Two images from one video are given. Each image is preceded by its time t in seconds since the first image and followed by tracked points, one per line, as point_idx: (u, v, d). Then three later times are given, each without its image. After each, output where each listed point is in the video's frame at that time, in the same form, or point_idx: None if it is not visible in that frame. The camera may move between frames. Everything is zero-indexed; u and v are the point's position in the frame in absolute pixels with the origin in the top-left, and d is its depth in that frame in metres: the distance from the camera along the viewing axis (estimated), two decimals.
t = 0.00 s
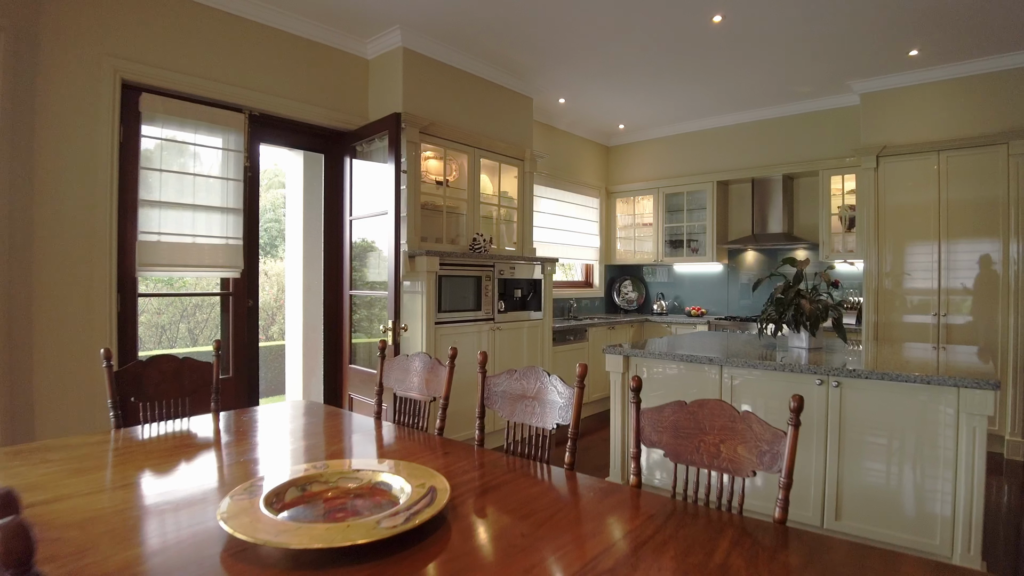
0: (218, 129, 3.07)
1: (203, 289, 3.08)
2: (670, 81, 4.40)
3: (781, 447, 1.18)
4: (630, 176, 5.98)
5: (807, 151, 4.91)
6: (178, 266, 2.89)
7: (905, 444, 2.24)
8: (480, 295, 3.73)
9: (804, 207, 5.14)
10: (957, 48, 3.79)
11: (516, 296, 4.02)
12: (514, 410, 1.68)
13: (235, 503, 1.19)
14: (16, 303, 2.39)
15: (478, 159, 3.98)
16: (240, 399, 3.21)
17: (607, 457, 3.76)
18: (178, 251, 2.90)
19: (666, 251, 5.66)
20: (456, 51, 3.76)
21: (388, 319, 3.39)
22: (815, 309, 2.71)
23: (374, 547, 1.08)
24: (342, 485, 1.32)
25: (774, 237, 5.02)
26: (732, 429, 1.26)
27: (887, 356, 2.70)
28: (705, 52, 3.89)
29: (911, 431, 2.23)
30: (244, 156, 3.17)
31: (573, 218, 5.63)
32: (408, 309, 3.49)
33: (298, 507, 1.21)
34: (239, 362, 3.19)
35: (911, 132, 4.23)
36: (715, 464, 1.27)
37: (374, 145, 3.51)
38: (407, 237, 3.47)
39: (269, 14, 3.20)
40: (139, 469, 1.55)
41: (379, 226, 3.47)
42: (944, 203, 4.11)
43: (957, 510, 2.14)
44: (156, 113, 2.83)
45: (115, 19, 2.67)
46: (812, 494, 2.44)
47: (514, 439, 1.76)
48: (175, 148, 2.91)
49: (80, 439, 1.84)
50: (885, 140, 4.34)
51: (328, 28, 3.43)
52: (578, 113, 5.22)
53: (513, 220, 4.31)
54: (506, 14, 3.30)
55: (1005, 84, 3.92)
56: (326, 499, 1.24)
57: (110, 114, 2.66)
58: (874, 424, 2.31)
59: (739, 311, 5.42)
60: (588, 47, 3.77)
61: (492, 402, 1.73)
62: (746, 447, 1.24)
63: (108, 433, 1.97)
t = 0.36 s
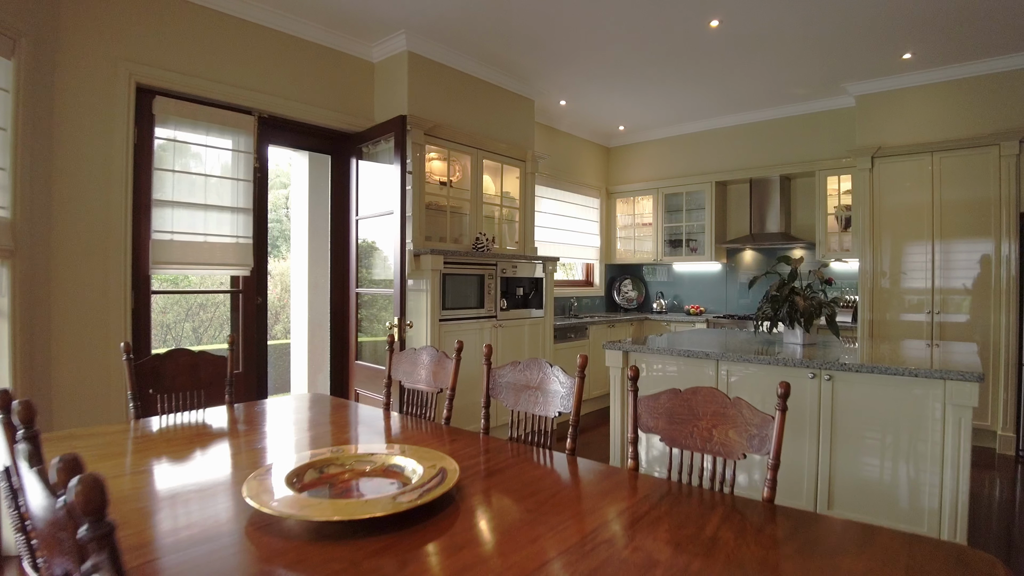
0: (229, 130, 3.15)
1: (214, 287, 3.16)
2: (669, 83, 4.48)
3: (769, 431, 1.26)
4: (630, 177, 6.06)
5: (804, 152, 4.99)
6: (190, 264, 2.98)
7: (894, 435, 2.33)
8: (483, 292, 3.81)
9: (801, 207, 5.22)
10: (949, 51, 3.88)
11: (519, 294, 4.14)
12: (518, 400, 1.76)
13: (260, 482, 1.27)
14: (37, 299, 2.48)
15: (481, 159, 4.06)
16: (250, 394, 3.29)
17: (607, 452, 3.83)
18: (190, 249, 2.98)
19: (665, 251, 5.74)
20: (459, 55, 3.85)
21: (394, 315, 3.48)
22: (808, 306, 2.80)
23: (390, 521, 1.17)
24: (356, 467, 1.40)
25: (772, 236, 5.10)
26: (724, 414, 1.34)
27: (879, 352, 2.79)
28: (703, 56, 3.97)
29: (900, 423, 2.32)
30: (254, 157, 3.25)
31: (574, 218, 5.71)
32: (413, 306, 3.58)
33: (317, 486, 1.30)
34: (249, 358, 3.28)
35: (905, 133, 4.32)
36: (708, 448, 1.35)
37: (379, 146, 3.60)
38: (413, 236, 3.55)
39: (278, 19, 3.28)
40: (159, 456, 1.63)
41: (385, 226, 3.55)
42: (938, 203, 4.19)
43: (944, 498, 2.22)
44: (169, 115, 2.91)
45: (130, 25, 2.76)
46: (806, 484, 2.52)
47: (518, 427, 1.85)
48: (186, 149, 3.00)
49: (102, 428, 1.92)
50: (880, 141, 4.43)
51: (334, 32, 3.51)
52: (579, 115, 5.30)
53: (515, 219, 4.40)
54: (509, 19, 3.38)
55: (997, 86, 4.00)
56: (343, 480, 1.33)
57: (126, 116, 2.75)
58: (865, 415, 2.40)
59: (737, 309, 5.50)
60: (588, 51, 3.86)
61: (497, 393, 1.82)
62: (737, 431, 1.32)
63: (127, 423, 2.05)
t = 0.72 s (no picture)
0: (239, 131, 3.24)
1: (225, 283, 3.25)
2: (668, 85, 4.57)
3: (759, 414, 1.34)
4: (630, 177, 6.15)
5: (802, 152, 5.07)
6: (203, 261, 3.07)
7: (885, 424, 2.42)
8: (486, 290, 3.90)
9: (799, 207, 5.30)
10: (943, 54, 3.96)
11: (521, 291, 4.19)
12: (523, 388, 1.84)
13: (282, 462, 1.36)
14: (57, 293, 2.56)
15: (484, 160, 4.14)
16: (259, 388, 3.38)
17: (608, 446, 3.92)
18: (202, 246, 3.07)
19: (665, 250, 5.82)
20: (463, 57, 3.93)
21: (400, 311, 3.57)
22: (802, 301, 2.88)
23: (406, 495, 1.26)
24: (371, 449, 1.49)
25: (770, 235, 5.19)
26: (717, 399, 1.43)
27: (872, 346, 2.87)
28: (701, 58, 4.06)
29: (890, 413, 2.41)
30: (264, 157, 3.34)
31: (575, 217, 5.80)
32: (418, 302, 3.66)
33: (336, 467, 1.39)
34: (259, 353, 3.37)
35: (900, 134, 4.40)
36: (702, 431, 1.43)
37: (385, 147, 3.69)
38: (418, 235, 3.64)
39: (288, 22, 3.37)
40: (180, 442, 1.72)
41: (391, 224, 3.64)
42: (932, 202, 4.28)
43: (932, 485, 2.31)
44: (182, 117, 3.00)
45: (145, 29, 2.85)
46: (800, 472, 2.62)
47: (523, 415, 1.94)
48: (198, 149, 3.08)
49: (123, 416, 2.01)
50: (875, 142, 4.51)
51: (341, 35, 3.60)
52: (580, 116, 5.38)
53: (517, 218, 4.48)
54: (512, 22, 3.46)
55: (989, 88, 4.08)
56: (359, 461, 1.42)
57: (140, 117, 2.83)
58: (857, 405, 2.49)
59: (736, 307, 5.58)
60: (589, 54, 3.94)
61: (502, 382, 1.90)
62: (730, 415, 1.40)
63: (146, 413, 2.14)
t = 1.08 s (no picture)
0: (249, 133, 3.32)
1: (234, 281, 3.33)
2: (667, 87, 4.64)
3: (751, 402, 1.41)
4: (631, 177, 6.22)
5: (799, 153, 5.14)
6: (214, 259, 3.15)
7: (876, 417, 2.51)
8: (489, 287, 3.97)
9: (797, 206, 5.37)
10: (937, 56, 4.03)
11: (523, 290, 4.27)
12: (526, 380, 1.92)
13: (302, 448, 1.45)
14: (74, 290, 2.64)
15: (487, 160, 4.22)
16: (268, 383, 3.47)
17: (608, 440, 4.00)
18: (213, 245, 3.15)
19: (665, 249, 5.90)
20: (466, 60, 4.01)
21: (405, 308, 3.65)
22: (798, 298, 2.96)
23: (418, 475, 1.35)
24: (384, 436, 1.57)
25: (769, 234, 5.27)
26: (711, 388, 1.50)
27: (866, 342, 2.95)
28: (700, 60, 4.13)
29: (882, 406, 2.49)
30: (272, 157, 3.42)
31: (576, 217, 5.87)
32: (423, 300, 3.74)
33: (351, 451, 1.47)
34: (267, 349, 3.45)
35: (896, 135, 4.47)
36: (698, 419, 1.51)
37: (390, 148, 3.77)
38: (423, 234, 3.72)
39: (295, 26, 3.45)
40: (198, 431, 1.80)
41: (396, 224, 3.72)
42: (926, 202, 4.35)
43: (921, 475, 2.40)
44: (193, 118, 3.08)
45: (158, 34, 2.93)
46: (795, 464, 2.70)
47: (527, 406, 2.01)
48: (209, 150, 3.16)
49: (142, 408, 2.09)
50: (871, 143, 4.58)
51: (347, 39, 3.68)
52: (581, 117, 5.45)
53: (519, 218, 4.56)
54: (515, 25, 3.54)
55: (983, 90, 4.16)
56: (372, 445, 1.51)
57: (154, 118, 2.91)
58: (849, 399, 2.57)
59: (735, 305, 5.66)
60: (590, 56, 4.02)
61: (507, 374, 1.98)
62: (723, 403, 1.47)
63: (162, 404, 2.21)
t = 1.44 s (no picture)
0: (256, 133, 3.39)
1: (242, 279, 3.42)
2: (667, 88, 4.71)
3: (744, 392, 1.48)
4: (631, 177, 6.28)
5: (798, 153, 5.20)
6: (223, 257, 3.22)
7: (869, 411, 2.58)
8: (491, 285, 4.04)
9: (795, 206, 5.44)
10: (933, 58, 4.10)
11: (525, 288, 4.34)
12: (529, 373, 1.98)
13: (315, 436, 1.52)
14: (88, 286, 2.71)
15: (489, 160, 4.29)
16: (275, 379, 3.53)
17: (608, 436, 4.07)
18: (222, 243, 3.22)
19: (665, 248, 5.96)
20: (469, 62, 4.08)
21: (410, 305, 3.72)
22: (793, 296, 3.03)
23: (427, 460, 1.43)
24: (393, 425, 1.64)
25: (768, 233, 5.33)
26: (706, 379, 1.57)
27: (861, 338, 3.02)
28: (699, 62, 4.20)
29: (874, 401, 2.56)
30: (279, 157, 3.49)
31: (576, 216, 5.94)
32: (426, 297, 3.81)
33: (362, 438, 1.54)
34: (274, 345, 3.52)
35: (892, 136, 4.54)
36: (694, 408, 1.57)
37: (395, 149, 3.85)
38: (427, 232, 3.80)
39: (302, 29, 3.51)
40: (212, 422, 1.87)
41: (401, 223, 3.80)
42: (922, 201, 4.42)
43: (913, 467, 2.48)
44: (202, 119, 3.14)
45: (168, 36, 3.00)
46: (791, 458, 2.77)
47: (530, 398, 2.08)
48: (218, 150, 3.23)
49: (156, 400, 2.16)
50: (868, 143, 4.65)
51: (352, 41, 3.74)
52: (581, 117, 5.52)
53: (521, 217, 4.63)
54: (517, 27, 3.61)
55: (977, 91, 4.23)
56: (383, 433, 1.57)
57: (164, 119, 2.98)
58: (843, 393, 2.64)
59: (734, 304, 5.73)
60: (590, 58, 4.09)
61: (510, 368, 2.04)
62: (718, 393, 1.54)
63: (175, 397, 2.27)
